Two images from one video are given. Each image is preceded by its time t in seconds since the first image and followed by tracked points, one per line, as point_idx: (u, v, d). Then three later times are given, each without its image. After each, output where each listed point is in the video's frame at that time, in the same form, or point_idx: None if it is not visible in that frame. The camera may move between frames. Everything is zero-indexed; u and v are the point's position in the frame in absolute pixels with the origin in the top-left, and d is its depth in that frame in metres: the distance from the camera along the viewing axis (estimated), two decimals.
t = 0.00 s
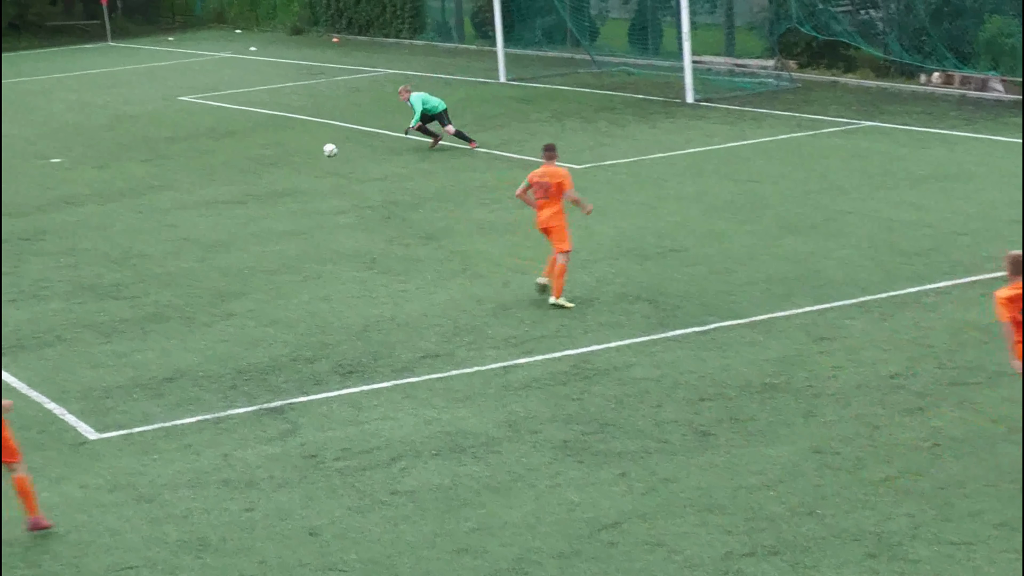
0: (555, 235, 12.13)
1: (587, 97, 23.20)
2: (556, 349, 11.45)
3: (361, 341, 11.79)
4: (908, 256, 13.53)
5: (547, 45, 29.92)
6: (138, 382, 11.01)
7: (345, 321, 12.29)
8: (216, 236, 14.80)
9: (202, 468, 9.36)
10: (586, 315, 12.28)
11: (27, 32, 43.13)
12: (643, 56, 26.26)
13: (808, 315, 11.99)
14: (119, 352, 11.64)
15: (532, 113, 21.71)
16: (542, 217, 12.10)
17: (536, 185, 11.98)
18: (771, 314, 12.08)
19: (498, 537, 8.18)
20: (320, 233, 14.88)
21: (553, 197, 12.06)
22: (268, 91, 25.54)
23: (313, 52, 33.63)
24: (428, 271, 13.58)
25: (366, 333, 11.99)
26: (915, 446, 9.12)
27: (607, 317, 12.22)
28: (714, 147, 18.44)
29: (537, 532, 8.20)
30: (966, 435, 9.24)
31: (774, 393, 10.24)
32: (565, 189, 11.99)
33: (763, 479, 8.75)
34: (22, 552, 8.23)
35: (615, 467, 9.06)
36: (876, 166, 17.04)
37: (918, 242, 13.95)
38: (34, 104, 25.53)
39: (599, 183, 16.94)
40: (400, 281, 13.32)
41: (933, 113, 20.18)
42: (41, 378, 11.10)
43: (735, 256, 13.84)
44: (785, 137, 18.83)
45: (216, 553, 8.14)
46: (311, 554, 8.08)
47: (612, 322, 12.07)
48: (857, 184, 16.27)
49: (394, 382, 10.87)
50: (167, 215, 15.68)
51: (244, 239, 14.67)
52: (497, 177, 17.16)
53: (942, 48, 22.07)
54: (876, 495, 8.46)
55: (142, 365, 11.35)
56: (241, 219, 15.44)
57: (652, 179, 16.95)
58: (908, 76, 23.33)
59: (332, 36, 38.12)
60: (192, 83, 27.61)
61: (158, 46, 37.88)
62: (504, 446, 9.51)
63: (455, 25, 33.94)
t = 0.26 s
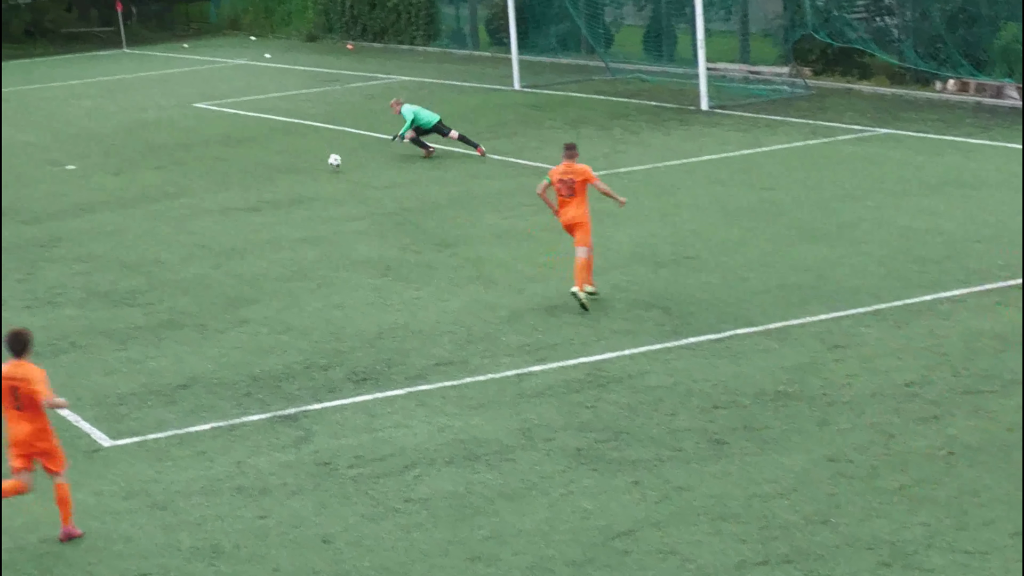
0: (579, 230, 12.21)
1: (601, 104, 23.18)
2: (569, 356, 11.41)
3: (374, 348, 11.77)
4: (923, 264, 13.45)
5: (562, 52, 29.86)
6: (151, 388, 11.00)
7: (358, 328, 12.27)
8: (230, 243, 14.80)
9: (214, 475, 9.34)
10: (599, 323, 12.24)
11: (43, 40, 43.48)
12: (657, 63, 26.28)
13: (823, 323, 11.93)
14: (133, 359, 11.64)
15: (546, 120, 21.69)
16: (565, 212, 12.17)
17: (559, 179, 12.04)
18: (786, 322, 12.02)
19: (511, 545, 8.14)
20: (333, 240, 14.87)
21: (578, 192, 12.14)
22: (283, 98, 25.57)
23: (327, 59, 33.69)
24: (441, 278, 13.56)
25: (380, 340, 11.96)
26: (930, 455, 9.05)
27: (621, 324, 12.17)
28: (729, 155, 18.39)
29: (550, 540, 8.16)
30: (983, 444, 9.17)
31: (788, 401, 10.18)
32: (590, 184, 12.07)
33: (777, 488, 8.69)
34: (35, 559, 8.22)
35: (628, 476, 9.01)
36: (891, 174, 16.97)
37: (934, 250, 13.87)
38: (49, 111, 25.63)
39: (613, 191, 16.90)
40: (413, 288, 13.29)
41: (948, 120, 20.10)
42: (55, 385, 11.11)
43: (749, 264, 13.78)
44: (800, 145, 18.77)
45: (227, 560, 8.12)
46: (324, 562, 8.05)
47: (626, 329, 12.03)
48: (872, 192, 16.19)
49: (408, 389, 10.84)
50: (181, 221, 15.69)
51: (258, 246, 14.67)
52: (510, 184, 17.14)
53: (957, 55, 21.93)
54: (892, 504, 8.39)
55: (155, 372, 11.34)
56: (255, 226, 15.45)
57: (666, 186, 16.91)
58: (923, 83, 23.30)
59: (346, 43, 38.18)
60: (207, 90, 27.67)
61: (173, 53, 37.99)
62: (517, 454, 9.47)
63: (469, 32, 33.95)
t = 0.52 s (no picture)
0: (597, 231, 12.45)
1: (611, 110, 23.18)
2: (579, 363, 11.40)
3: (383, 354, 11.77)
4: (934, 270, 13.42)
5: (572, 59, 29.91)
6: (161, 395, 11.02)
7: (367, 335, 12.28)
8: (240, 249, 14.82)
9: (224, 481, 9.35)
10: (609, 329, 12.23)
11: (54, 47, 43.86)
12: (667, 70, 26.39)
13: (833, 329, 11.91)
14: (142, 365, 11.66)
15: (556, 126, 21.70)
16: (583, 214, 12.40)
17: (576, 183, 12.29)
18: (796, 328, 11.99)
19: (520, 551, 8.13)
20: (343, 246, 14.89)
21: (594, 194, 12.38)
22: (293, 105, 25.62)
23: (337, 66, 33.76)
24: (451, 284, 13.56)
25: (389, 346, 11.97)
26: (940, 461, 9.03)
27: (631, 331, 12.16)
28: (739, 161, 18.37)
29: (560, 547, 8.15)
30: (993, 450, 9.14)
31: (798, 407, 10.16)
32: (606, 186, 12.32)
33: (787, 494, 8.67)
34: (44, 565, 8.24)
35: (638, 482, 9.00)
36: (900, 180, 16.95)
37: (944, 256, 13.83)
38: (60, 117, 25.70)
39: (623, 197, 16.90)
40: (423, 294, 13.30)
41: (958, 127, 20.07)
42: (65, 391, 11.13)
43: (759, 270, 13.76)
44: (810, 151, 18.74)
45: (237, 566, 8.13)
46: (333, 568, 8.04)
47: (635, 335, 12.02)
48: (883, 198, 16.16)
49: (417, 395, 10.84)
50: (191, 228, 15.72)
51: (267, 252, 14.69)
52: (520, 190, 17.15)
53: (967, 62, 21.87)
54: (902, 510, 8.37)
55: (165, 378, 11.36)
56: (264, 232, 15.47)
57: (675, 192, 16.90)
58: (934, 90, 23.25)
59: (356, 49, 38.25)
60: (217, 96, 27.73)
61: (182, 59, 38.07)
62: (526, 460, 9.46)
63: (479, 39, 34.00)
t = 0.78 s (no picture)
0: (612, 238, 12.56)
1: (620, 118, 23.16)
2: (587, 370, 11.38)
3: (392, 361, 11.76)
4: (943, 278, 13.38)
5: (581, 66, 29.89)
6: (169, 402, 11.02)
7: (375, 342, 12.27)
8: (248, 256, 14.83)
9: (232, 488, 9.34)
10: (617, 336, 12.21)
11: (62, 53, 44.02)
12: (676, 78, 26.52)
13: (842, 337, 11.87)
14: (151, 372, 11.66)
15: (565, 134, 21.69)
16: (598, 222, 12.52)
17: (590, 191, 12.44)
18: (805, 336, 11.96)
19: (528, 559, 8.11)
20: (351, 253, 14.89)
21: (608, 202, 12.51)
22: (301, 112, 25.64)
23: (346, 73, 33.80)
24: (459, 292, 13.55)
25: (397, 353, 11.96)
26: (949, 469, 8.99)
27: (639, 338, 12.14)
28: (748, 168, 18.35)
29: (568, 555, 8.13)
30: (1003, 459, 9.10)
31: (807, 415, 10.13)
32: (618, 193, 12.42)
33: (796, 502, 8.63)
34: (52, 572, 8.23)
35: (646, 489, 8.97)
36: (910, 188, 16.91)
37: (953, 264, 13.79)
38: (69, 124, 25.75)
39: (632, 205, 16.88)
40: (431, 301, 13.29)
41: (968, 134, 20.02)
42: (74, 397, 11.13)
43: (768, 278, 13.73)
44: (819, 159, 18.71)
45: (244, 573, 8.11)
46: None
47: (644, 343, 11.99)
48: (892, 206, 16.12)
49: (425, 403, 10.82)
50: (199, 234, 15.73)
51: (276, 259, 14.69)
52: (528, 197, 17.14)
53: (976, 69, 21.73)
54: (911, 518, 8.33)
55: (173, 385, 11.36)
56: (273, 239, 15.47)
57: (684, 200, 16.88)
58: (943, 97, 23.16)
59: (364, 57, 38.30)
60: (226, 103, 27.77)
61: (192, 66, 38.14)
62: (535, 468, 9.44)
63: (488, 46, 34.05)
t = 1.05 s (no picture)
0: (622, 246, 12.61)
1: (627, 124, 23.16)
2: (593, 377, 11.36)
3: (398, 368, 11.75)
4: (950, 285, 13.35)
5: (587, 73, 29.90)
6: (175, 407, 11.02)
7: (381, 348, 12.27)
8: (254, 262, 14.83)
9: (238, 494, 9.33)
10: (624, 342, 12.19)
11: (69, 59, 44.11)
12: (683, 84, 26.27)
13: (848, 344, 11.85)
14: (157, 378, 11.66)
15: (571, 140, 21.68)
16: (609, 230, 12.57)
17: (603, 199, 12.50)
18: (811, 342, 11.93)
19: (534, 565, 8.09)
20: (358, 260, 14.89)
21: (621, 211, 12.54)
22: (308, 118, 25.67)
23: (353, 79, 33.84)
24: (466, 298, 13.55)
25: (403, 360, 11.95)
26: (956, 476, 8.96)
27: (646, 344, 12.12)
28: (754, 175, 18.33)
29: (574, 561, 8.12)
30: (1010, 466, 9.07)
31: (814, 422, 10.10)
32: (630, 202, 12.48)
33: (802, 509, 8.61)
34: None
35: (653, 496, 8.95)
36: (917, 194, 16.88)
37: (960, 271, 13.76)
38: (76, 130, 25.79)
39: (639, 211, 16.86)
40: (438, 308, 13.28)
41: (975, 141, 19.99)
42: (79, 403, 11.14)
43: (775, 284, 13.71)
44: (826, 165, 18.69)
45: None
46: None
47: (650, 349, 11.98)
48: (899, 213, 16.10)
49: (431, 409, 10.81)
50: (206, 240, 15.74)
51: (282, 265, 14.70)
52: (534, 204, 17.13)
53: (984, 76, 21.78)
54: (918, 525, 8.30)
55: (179, 391, 11.36)
56: (279, 245, 15.48)
57: (691, 206, 16.86)
58: (950, 104, 23.08)
59: (371, 63, 38.33)
60: (233, 109, 27.81)
61: (199, 72, 38.20)
62: (541, 474, 9.42)
63: (494, 52, 34.08)
